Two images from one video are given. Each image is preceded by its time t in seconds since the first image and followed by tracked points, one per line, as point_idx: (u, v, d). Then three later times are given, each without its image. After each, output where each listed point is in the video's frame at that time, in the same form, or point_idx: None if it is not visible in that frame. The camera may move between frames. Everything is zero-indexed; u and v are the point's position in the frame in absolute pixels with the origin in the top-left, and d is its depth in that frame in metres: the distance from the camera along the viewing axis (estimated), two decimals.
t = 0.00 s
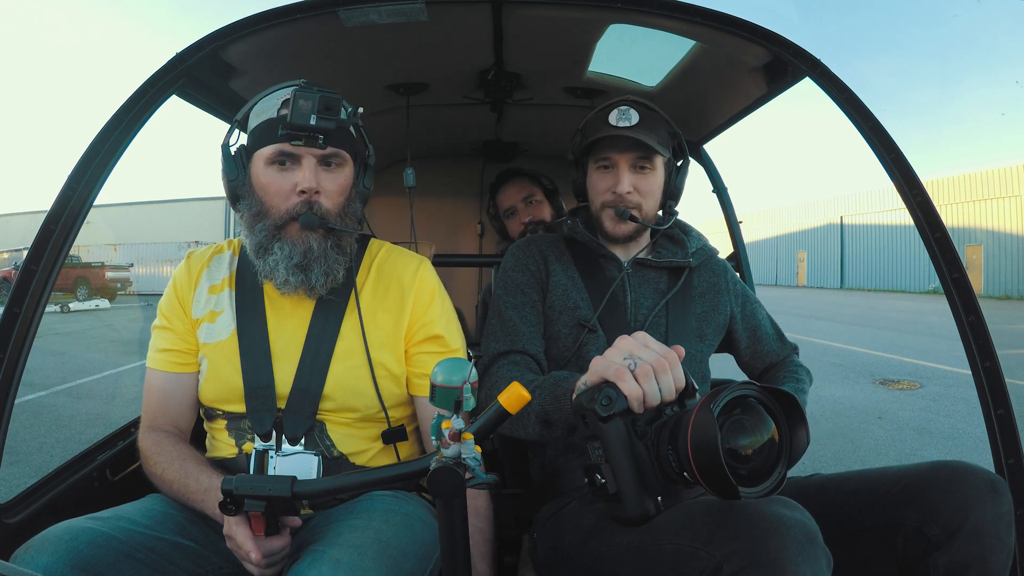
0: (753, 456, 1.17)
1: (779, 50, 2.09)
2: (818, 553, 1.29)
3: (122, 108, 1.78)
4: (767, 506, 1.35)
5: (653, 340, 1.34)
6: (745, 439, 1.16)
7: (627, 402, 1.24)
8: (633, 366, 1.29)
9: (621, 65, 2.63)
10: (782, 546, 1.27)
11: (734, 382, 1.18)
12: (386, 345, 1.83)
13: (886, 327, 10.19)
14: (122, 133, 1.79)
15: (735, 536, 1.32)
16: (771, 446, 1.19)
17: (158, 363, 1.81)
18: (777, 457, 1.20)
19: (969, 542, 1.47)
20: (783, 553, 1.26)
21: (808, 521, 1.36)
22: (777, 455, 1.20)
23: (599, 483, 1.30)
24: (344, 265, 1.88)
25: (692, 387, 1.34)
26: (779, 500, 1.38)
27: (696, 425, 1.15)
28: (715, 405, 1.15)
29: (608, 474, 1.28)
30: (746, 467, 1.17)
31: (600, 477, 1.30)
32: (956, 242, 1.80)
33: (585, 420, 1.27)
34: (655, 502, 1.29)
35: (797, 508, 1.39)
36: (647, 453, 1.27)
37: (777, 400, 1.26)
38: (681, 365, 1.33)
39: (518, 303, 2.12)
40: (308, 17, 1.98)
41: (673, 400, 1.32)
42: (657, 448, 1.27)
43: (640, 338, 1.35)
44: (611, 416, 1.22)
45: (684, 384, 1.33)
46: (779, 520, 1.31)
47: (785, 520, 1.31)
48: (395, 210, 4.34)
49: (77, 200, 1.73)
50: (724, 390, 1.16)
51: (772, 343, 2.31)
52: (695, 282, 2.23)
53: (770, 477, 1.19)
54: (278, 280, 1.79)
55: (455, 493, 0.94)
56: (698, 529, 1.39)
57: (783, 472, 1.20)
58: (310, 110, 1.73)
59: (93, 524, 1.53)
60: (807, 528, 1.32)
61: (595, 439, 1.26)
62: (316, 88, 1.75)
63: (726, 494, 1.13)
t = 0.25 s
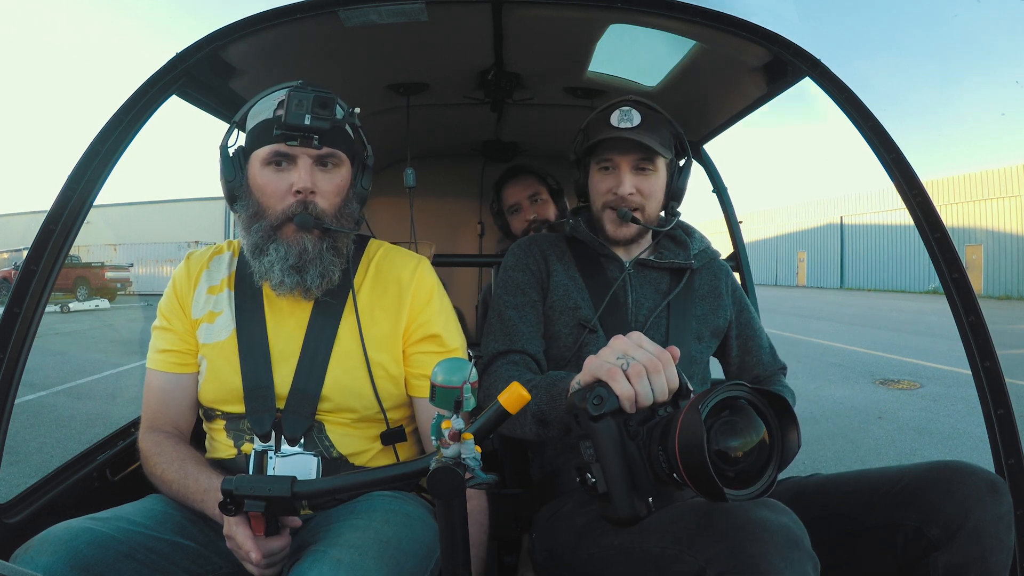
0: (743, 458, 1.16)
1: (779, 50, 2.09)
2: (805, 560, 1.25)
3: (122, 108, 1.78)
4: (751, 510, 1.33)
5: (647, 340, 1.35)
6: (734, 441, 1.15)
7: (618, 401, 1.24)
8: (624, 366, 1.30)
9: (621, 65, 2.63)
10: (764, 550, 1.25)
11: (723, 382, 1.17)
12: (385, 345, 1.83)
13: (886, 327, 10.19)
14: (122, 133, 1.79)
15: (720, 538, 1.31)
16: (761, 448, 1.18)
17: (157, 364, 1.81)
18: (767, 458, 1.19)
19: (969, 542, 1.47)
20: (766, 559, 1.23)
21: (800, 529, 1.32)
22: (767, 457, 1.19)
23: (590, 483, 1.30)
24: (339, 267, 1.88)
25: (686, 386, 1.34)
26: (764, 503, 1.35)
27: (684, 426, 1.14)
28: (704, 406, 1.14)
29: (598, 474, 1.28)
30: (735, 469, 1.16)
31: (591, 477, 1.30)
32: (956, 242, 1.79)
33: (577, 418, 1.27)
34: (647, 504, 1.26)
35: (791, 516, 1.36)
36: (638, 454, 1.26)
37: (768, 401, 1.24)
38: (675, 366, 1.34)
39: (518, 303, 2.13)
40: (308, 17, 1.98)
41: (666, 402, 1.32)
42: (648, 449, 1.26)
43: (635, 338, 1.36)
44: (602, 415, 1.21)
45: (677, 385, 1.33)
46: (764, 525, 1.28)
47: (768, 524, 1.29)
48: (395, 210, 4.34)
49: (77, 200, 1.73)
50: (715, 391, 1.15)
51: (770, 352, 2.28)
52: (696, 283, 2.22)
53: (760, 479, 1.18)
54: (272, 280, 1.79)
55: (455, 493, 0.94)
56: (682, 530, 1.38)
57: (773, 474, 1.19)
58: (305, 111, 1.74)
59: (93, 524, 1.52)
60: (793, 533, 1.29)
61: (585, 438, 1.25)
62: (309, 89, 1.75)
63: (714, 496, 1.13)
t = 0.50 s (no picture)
0: (737, 459, 1.15)
1: (779, 50, 2.09)
2: (797, 562, 1.24)
3: (122, 108, 1.78)
4: (742, 511, 1.32)
5: (642, 341, 1.36)
6: (726, 442, 1.14)
7: (612, 402, 1.24)
8: (619, 367, 1.30)
9: (621, 65, 2.63)
10: (756, 552, 1.24)
11: (714, 384, 1.17)
12: (383, 344, 1.83)
13: (885, 327, 10.19)
14: (122, 133, 1.79)
15: (712, 541, 1.31)
16: (755, 448, 1.17)
17: (157, 363, 1.81)
18: (761, 459, 1.18)
19: (969, 542, 1.47)
20: (757, 561, 1.23)
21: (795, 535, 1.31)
22: (761, 458, 1.18)
23: (584, 483, 1.30)
24: (340, 267, 1.88)
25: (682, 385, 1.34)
26: (756, 505, 1.34)
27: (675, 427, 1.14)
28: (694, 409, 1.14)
29: (592, 476, 1.27)
30: (728, 471, 1.16)
31: (585, 478, 1.30)
32: (957, 242, 1.79)
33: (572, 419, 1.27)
34: (641, 504, 1.27)
35: (789, 523, 1.35)
36: (633, 455, 1.25)
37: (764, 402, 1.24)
38: (670, 367, 1.34)
39: (518, 303, 2.13)
40: (308, 17, 1.98)
41: (660, 402, 1.32)
42: (642, 449, 1.25)
43: (630, 339, 1.37)
44: (597, 415, 1.21)
45: (671, 386, 1.33)
46: (756, 527, 1.28)
47: (761, 527, 1.28)
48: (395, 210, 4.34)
49: (77, 200, 1.73)
50: (706, 391, 1.15)
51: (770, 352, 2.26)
52: (695, 283, 2.22)
53: (755, 481, 1.17)
54: (272, 280, 1.79)
55: (454, 493, 0.94)
56: (677, 532, 1.38)
57: (768, 475, 1.18)
58: (303, 110, 1.74)
59: (93, 524, 1.53)
60: (784, 535, 1.28)
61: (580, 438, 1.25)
62: (305, 88, 1.76)
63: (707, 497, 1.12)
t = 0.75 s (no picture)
0: (741, 459, 1.16)
1: (779, 50, 2.09)
2: (797, 562, 1.24)
3: (122, 108, 1.78)
4: (743, 511, 1.32)
5: (652, 340, 1.34)
6: (732, 442, 1.15)
7: (621, 399, 1.24)
8: (629, 363, 1.29)
9: (621, 65, 2.63)
10: (756, 552, 1.24)
11: (722, 383, 1.16)
12: (387, 344, 1.83)
13: (885, 327, 10.20)
14: (122, 133, 1.79)
15: (711, 541, 1.31)
16: (760, 449, 1.18)
17: (157, 364, 1.81)
18: (766, 460, 1.19)
19: (969, 542, 1.47)
20: (758, 560, 1.23)
21: (795, 536, 1.31)
22: (765, 459, 1.18)
23: (588, 478, 1.35)
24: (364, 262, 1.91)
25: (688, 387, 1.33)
26: (757, 504, 1.34)
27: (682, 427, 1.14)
28: (703, 405, 1.13)
29: (596, 470, 1.30)
30: (733, 470, 1.16)
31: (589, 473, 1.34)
32: (956, 242, 1.79)
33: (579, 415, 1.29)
34: (643, 503, 1.28)
35: (793, 526, 1.34)
36: (638, 452, 1.26)
37: (769, 403, 1.24)
38: (678, 366, 1.33)
39: (519, 303, 2.13)
40: (308, 17, 1.98)
41: (668, 401, 1.31)
42: (648, 447, 1.26)
43: (640, 338, 1.35)
44: (603, 411, 1.22)
45: (679, 386, 1.33)
46: (756, 527, 1.28)
47: (762, 527, 1.27)
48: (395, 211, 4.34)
49: (77, 200, 1.73)
50: (713, 391, 1.14)
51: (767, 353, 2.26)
52: (695, 283, 2.22)
53: (759, 481, 1.18)
54: (308, 272, 1.77)
55: (455, 494, 0.94)
56: (679, 533, 1.38)
57: (772, 476, 1.19)
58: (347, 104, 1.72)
59: (93, 524, 1.53)
60: (785, 536, 1.28)
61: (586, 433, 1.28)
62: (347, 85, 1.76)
63: (711, 498, 1.13)
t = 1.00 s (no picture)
0: (731, 460, 1.16)
1: (779, 50, 2.09)
2: (787, 564, 1.23)
3: (122, 108, 1.77)
4: (733, 513, 1.31)
5: (639, 340, 1.33)
6: (722, 443, 1.15)
7: (608, 402, 1.24)
8: (616, 366, 1.28)
9: (621, 65, 2.63)
10: (745, 554, 1.24)
11: (709, 384, 1.17)
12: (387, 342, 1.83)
13: (885, 327, 10.20)
14: (122, 133, 1.79)
15: (699, 543, 1.31)
16: (751, 450, 1.18)
17: (157, 363, 1.81)
18: (757, 461, 1.19)
19: (969, 542, 1.47)
20: (747, 563, 1.23)
21: (788, 537, 1.30)
22: (756, 459, 1.18)
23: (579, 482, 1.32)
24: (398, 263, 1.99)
25: (679, 387, 1.33)
26: (747, 505, 1.33)
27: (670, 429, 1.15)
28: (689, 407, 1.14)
29: (588, 475, 1.30)
30: (723, 471, 1.16)
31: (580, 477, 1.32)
32: (956, 242, 1.79)
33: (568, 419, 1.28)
34: (635, 503, 1.30)
35: (787, 532, 1.33)
36: (628, 455, 1.28)
37: (759, 403, 1.25)
38: (667, 367, 1.32)
39: (516, 303, 2.13)
40: (308, 17, 1.98)
41: (657, 401, 1.30)
42: (638, 450, 1.27)
43: (627, 338, 1.34)
44: (591, 416, 1.21)
45: (668, 386, 1.32)
46: (746, 529, 1.27)
47: (751, 527, 1.27)
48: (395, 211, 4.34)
49: (77, 200, 1.73)
50: (700, 391, 1.16)
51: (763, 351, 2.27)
52: (693, 283, 2.23)
53: (750, 482, 1.17)
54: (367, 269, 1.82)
55: (454, 494, 0.94)
56: (668, 534, 1.38)
57: (763, 476, 1.18)
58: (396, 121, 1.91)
59: (93, 524, 1.53)
60: (776, 538, 1.27)
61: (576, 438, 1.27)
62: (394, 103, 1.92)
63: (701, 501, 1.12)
